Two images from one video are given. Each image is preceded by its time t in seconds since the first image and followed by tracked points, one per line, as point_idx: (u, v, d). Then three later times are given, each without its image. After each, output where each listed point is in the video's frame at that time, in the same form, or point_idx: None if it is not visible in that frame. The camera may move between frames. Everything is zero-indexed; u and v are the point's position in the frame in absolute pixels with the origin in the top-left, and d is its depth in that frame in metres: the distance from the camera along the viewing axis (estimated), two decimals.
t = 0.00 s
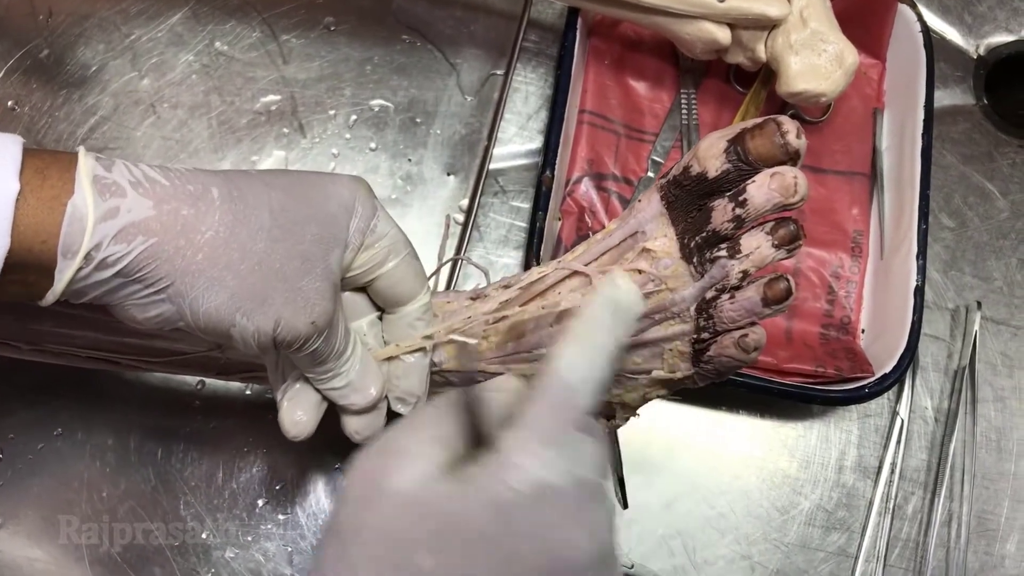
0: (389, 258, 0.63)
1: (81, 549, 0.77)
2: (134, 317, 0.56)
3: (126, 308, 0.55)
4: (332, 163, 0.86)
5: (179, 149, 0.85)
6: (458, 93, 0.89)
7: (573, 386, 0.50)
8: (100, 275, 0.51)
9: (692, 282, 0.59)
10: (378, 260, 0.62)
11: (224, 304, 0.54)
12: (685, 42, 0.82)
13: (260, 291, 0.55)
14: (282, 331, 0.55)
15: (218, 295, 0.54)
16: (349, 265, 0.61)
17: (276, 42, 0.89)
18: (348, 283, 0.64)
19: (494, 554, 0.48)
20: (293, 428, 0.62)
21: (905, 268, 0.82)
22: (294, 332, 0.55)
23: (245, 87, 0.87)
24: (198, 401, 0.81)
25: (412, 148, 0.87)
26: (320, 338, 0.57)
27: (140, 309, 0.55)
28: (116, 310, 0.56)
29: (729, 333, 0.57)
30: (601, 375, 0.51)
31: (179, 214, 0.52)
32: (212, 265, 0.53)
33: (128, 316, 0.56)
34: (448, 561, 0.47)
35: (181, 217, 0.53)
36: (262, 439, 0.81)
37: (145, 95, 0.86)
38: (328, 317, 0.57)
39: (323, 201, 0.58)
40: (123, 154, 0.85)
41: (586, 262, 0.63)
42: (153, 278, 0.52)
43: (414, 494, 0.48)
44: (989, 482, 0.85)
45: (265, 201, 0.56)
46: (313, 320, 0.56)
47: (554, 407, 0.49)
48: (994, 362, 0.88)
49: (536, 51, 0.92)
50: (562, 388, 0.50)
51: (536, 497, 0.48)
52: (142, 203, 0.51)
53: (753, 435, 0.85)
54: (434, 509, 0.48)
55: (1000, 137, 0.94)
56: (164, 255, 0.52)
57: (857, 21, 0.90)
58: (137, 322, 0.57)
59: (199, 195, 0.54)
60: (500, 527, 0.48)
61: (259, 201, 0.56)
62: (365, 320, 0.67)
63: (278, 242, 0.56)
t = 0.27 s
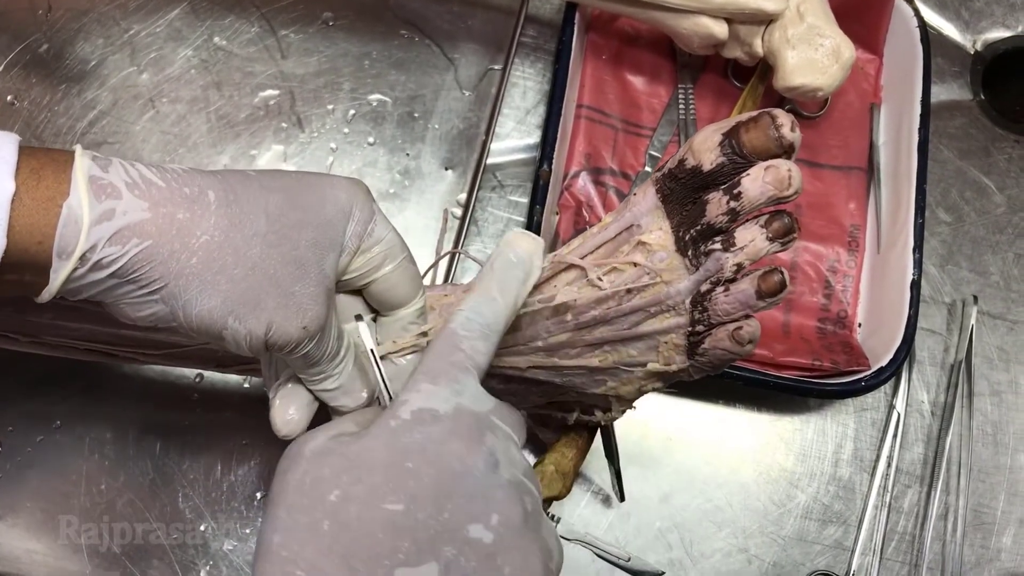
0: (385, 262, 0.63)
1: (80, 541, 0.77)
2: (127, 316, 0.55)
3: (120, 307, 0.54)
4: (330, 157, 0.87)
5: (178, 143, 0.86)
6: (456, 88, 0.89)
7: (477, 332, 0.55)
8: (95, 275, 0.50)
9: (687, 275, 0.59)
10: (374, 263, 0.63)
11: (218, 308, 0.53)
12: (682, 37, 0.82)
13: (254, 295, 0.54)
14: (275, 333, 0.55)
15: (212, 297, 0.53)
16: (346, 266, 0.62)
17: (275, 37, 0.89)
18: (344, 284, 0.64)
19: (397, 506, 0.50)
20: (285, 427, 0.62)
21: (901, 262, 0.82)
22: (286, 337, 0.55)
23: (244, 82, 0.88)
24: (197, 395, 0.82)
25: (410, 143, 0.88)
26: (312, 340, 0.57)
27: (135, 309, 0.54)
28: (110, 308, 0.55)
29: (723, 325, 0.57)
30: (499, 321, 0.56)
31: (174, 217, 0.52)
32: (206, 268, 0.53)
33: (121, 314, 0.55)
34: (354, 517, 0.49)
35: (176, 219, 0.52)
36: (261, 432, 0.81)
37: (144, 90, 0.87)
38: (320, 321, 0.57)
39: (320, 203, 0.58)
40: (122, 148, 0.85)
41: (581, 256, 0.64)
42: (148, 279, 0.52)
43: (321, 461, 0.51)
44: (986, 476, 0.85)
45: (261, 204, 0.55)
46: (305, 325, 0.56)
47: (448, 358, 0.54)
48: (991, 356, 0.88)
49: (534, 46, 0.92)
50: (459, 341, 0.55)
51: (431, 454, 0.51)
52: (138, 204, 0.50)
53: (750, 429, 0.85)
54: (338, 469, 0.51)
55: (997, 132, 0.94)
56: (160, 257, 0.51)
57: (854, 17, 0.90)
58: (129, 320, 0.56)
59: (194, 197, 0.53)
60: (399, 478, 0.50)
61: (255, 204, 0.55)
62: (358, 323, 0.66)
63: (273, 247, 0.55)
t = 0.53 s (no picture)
0: (385, 267, 0.64)
1: (80, 536, 0.78)
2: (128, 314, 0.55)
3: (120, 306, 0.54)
4: (330, 154, 0.87)
5: (177, 140, 0.86)
6: (455, 84, 0.90)
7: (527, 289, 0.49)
8: (96, 276, 0.50)
9: (683, 270, 0.59)
10: (374, 267, 0.64)
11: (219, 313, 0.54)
12: (680, 33, 0.83)
13: (253, 299, 0.54)
14: (273, 337, 0.55)
15: (211, 300, 0.53)
16: (347, 271, 0.62)
17: (274, 34, 0.89)
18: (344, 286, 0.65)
19: (445, 449, 0.44)
20: (282, 428, 0.64)
21: (900, 259, 0.82)
22: (284, 340, 0.55)
23: (243, 78, 0.88)
24: (196, 390, 0.82)
25: (409, 139, 0.88)
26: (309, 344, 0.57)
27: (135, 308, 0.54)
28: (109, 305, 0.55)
29: (721, 320, 0.57)
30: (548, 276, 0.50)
31: (176, 220, 0.51)
32: (206, 271, 0.53)
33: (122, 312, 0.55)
34: (400, 463, 0.44)
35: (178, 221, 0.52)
36: (259, 427, 0.81)
37: (143, 86, 0.87)
38: (319, 326, 0.57)
39: (323, 209, 0.58)
40: (122, 145, 0.85)
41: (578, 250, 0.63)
42: (149, 281, 0.52)
43: (368, 413, 0.47)
44: (984, 471, 0.85)
45: (263, 207, 0.55)
46: (302, 330, 0.56)
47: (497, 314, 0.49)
48: (989, 352, 0.88)
49: (533, 43, 0.92)
50: (506, 295, 0.49)
51: (482, 396, 0.46)
52: (141, 207, 0.50)
53: (748, 425, 0.85)
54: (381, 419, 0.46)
55: (995, 129, 0.95)
56: (162, 260, 0.51)
57: (853, 14, 0.90)
58: (129, 317, 0.56)
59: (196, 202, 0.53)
60: (447, 420, 0.45)
61: (258, 208, 0.55)
62: (357, 325, 0.70)
63: (273, 252, 0.55)
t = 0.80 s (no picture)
0: (388, 273, 0.65)
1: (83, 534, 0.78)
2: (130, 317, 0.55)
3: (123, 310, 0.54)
4: (332, 153, 0.87)
5: (180, 140, 0.86)
6: (456, 84, 0.90)
7: (615, 210, 0.55)
8: (98, 281, 0.50)
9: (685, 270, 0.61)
10: (377, 273, 0.64)
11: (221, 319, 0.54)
12: (681, 32, 0.83)
13: (254, 308, 0.54)
14: (275, 343, 0.56)
15: (214, 308, 0.53)
16: (350, 276, 0.63)
17: (276, 34, 0.89)
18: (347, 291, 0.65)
19: (535, 363, 0.51)
20: (283, 432, 0.65)
21: (901, 258, 0.82)
22: (286, 347, 0.56)
23: (245, 78, 0.88)
24: (199, 390, 0.82)
25: (411, 139, 0.88)
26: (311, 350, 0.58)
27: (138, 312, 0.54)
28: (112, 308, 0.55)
29: (723, 321, 0.58)
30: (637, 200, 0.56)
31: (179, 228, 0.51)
32: (209, 280, 0.52)
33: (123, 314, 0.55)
34: (490, 372, 0.52)
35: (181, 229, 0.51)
36: (262, 426, 0.81)
37: (146, 86, 0.87)
38: (319, 331, 0.58)
39: (326, 217, 0.58)
40: (125, 145, 0.86)
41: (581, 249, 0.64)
42: (152, 287, 0.52)
43: (456, 327, 0.54)
44: (986, 470, 0.85)
45: (267, 214, 0.55)
46: (304, 337, 0.57)
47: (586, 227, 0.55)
48: (990, 350, 0.88)
49: (534, 42, 0.92)
50: (596, 213, 0.56)
51: (575, 312, 0.53)
52: (144, 215, 0.50)
53: (749, 424, 0.85)
54: (468, 333, 0.53)
55: (996, 128, 0.95)
56: (165, 267, 0.51)
57: (854, 13, 0.90)
58: (131, 320, 0.56)
59: (198, 209, 0.52)
60: (538, 336, 0.52)
61: (261, 215, 0.55)
62: (359, 328, 0.71)
63: (276, 259, 0.55)
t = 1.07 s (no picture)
0: (388, 273, 0.65)
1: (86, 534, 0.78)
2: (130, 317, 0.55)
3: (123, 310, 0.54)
4: (334, 153, 0.87)
5: (182, 140, 0.86)
6: (458, 83, 0.90)
7: (679, 158, 0.58)
8: (99, 283, 0.50)
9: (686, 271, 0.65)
10: (376, 273, 0.64)
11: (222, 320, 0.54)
12: (683, 32, 0.83)
13: (255, 308, 0.55)
14: (277, 344, 0.56)
15: (215, 309, 0.53)
16: (350, 276, 0.63)
17: (278, 34, 0.89)
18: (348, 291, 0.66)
19: (574, 317, 0.54)
20: (285, 433, 0.66)
21: (903, 257, 0.82)
22: (287, 348, 0.56)
23: (247, 79, 0.88)
24: (201, 389, 0.82)
25: (413, 139, 0.88)
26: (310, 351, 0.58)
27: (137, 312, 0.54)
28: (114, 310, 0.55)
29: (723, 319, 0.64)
30: (704, 147, 0.58)
31: (179, 230, 0.51)
32: (210, 281, 0.53)
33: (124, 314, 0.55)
34: (531, 321, 0.54)
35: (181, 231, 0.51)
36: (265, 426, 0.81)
37: (148, 86, 0.87)
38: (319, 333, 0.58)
39: (326, 217, 0.59)
40: (127, 145, 0.86)
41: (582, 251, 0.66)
42: (152, 288, 0.52)
43: (502, 274, 0.56)
44: (987, 469, 0.85)
45: (267, 216, 0.55)
46: (305, 337, 0.57)
47: (644, 175, 0.58)
48: (992, 350, 0.88)
49: (536, 42, 0.92)
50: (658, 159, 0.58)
51: (618, 266, 0.55)
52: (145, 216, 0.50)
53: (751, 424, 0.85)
54: (511, 279, 0.55)
55: (998, 127, 0.95)
56: (166, 269, 0.51)
57: (855, 13, 0.90)
58: (131, 321, 0.56)
59: (198, 209, 0.53)
60: (580, 289, 0.54)
61: (261, 217, 0.55)
62: (360, 329, 0.71)
63: (276, 260, 0.55)
